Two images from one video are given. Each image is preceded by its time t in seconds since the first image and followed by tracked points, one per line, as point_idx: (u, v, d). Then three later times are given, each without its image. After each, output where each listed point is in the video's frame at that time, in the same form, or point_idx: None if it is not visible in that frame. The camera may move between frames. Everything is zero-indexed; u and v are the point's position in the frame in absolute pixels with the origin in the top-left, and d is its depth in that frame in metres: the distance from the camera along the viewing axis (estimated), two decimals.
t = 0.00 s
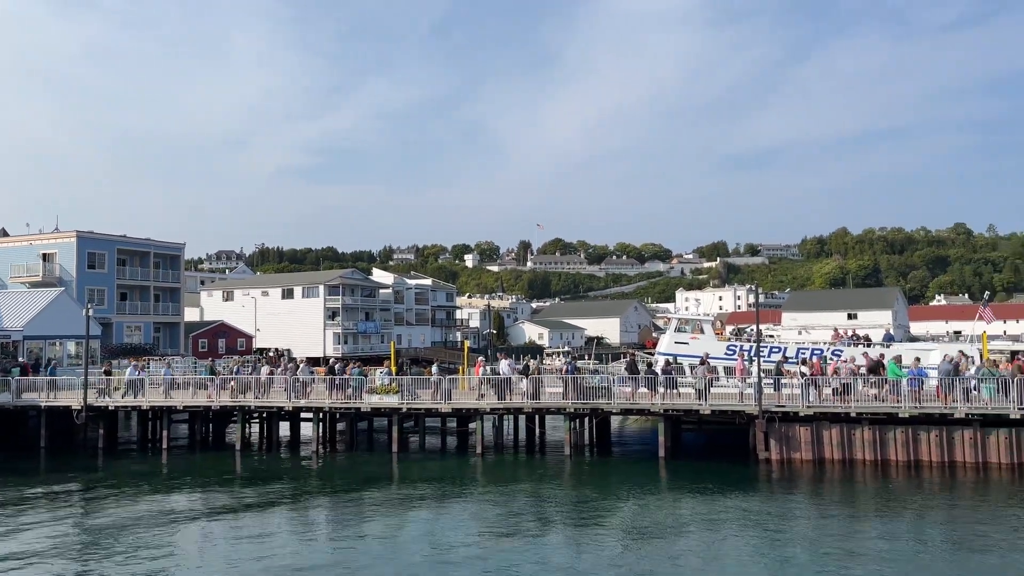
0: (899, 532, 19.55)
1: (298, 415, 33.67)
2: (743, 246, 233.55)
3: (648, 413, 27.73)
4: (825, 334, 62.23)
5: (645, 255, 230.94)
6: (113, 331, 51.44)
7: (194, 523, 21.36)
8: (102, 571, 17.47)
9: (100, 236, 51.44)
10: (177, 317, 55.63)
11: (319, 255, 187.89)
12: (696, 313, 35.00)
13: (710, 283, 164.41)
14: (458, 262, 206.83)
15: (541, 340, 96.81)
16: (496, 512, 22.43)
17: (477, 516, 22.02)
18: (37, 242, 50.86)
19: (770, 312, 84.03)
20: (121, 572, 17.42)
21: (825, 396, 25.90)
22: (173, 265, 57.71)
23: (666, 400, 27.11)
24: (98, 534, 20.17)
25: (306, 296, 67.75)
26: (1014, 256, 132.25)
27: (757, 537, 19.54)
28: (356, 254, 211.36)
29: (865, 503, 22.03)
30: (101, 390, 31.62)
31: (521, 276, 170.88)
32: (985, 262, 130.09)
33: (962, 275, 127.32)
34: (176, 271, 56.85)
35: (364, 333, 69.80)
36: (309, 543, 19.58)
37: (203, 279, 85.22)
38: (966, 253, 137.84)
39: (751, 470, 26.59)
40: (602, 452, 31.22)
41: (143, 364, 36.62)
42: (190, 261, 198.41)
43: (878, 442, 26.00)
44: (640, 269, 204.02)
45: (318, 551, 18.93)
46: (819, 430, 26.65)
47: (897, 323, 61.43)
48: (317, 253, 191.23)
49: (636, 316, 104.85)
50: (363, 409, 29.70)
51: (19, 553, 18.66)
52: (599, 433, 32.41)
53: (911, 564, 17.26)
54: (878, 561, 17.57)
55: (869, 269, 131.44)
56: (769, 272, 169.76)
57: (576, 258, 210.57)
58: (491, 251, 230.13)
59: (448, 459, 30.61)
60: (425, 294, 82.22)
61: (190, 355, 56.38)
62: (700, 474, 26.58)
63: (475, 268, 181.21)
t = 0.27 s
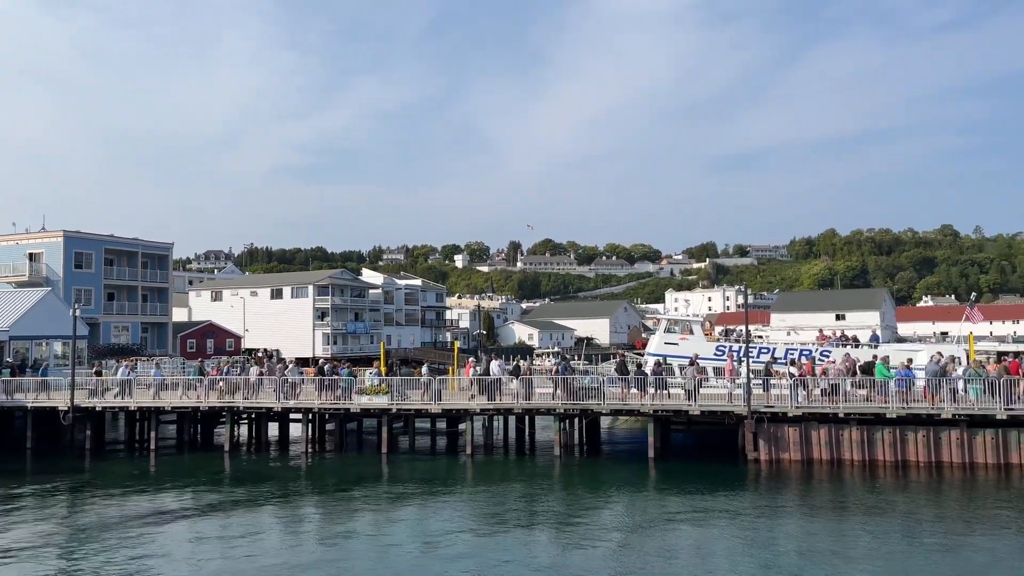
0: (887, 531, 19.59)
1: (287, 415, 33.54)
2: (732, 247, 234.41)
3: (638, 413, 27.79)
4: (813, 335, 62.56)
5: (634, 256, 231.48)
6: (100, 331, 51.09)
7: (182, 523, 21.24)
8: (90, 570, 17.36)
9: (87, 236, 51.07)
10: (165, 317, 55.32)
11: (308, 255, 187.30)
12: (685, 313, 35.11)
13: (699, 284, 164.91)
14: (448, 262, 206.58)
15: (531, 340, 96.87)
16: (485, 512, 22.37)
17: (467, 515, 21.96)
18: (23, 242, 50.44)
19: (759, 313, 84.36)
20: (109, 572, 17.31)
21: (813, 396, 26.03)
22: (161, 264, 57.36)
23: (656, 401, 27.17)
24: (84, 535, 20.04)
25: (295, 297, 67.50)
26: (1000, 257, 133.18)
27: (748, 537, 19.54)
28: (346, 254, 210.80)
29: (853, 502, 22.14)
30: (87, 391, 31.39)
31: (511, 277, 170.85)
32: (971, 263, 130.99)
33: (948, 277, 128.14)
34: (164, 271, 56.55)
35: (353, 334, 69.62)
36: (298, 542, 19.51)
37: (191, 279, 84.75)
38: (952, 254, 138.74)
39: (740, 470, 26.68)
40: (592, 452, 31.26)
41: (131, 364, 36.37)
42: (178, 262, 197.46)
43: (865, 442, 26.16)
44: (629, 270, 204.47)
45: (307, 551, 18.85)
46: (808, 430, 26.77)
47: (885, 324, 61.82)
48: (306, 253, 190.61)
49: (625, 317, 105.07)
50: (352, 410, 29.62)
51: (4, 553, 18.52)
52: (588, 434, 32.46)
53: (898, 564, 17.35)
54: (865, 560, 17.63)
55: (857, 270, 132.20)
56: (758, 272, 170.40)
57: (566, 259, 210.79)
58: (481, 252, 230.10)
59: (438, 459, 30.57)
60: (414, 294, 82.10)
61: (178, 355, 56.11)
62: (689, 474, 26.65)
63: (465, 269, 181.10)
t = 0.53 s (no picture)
0: (872, 530, 19.73)
1: (272, 416, 33.36)
2: (717, 248, 235.54)
3: (624, 414, 27.84)
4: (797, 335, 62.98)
5: (620, 257, 232.08)
6: (82, 331, 50.61)
7: (167, 522, 21.05)
8: (73, 570, 17.17)
9: (70, 235, 50.58)
10: (148, 317, 54.88)
11: (293, 255, 186.52)
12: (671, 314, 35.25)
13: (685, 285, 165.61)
14: (434, 262, 206.33)
15: (517, 340, 96.90)
16: (472, 512, 22.32)
17: (454, 514, 21.90)
18: (5, 241, 49.88)
19: (744, 313, 84.83)
20: (92, 571, 17.13)
21: (798, 397, 26.18)
22: (145, 264, 56.90)
23: (642, 401, 27.24)
24: (67, 534, 19.81)
25: (280, 297, 67.18)
26: (981, 259, 134.49)
27: (734, 536, 19.61)
28: (332, 254, 210.04)
29: (838, 502, 22.26)
30: (70, 391, 31.07)
31: (497, 277, 170.83)
32: (953, 264, 132.34)
33: (931, 279, 129.26)
34: (148, 271, 56.11)
35: (339, 334, 69.36)
36: (284, 541, 19.37)
37: (176, 279, 84.13)
38: (935, 256, 139.96)
39: (725, 470, 26.80)
40: (578, 453, 31.31)
41: (114, 365, 36.05)
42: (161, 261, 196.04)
43: (849, 443, 26.34)
44: (615, 271, 205.01)
45: (294, 550, 18.73)
46: (793, 431, 26.91)
47: (868, 326, 62.31)
48: (291, 253, 189.71)
49: (611, 317, 105.33)
50: (338, 410, 29.50)
51: None
52: (575, 434, 32.50)
53: (881, 563, 17.45)
54: (849, 560, 17.71)
55: (841, 271, 133.19)
56: (743, 274, 171.36)
57: (552, 259, 211.01)
58: (468, 252, 229.95)
59: (424, 460, 30.50)
60: (400, 294, 81.91)
61: (162, 356, 55.71)
62: (675, 475, 26.72)
63: (451, 269, 180.84)
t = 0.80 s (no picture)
0: (857, 530, 19.85)
1: (259, 416, 33.19)
2: (704, 249, 236.45)
3: (611, 414, 27.88)
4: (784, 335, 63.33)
5: (608, 258, 232.57)
6: (66, 331, 50.18)
7: (151, 526, 20.90)
8: None
9: (53, 234, 50.14)
10: (133, 317, 54.50)
11: (280, 255, 185.67)
12: (659, 314, 35.34)
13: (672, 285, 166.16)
14: (422, 262, 206.07)
15: (505, 341, 96.91)
16: (459, 513, 22.28)
17: (441, 516, 21.85)
18: None
19: (731, 314, 85.16)
20: None
21: (784, 397, 26.31)
22: (130, 264, 56.49)
23: (629, 401, 27.29)
24: (50, 539, 19.64)
25: (267, 297, 66.86)
26: (965, 260, 135.68)
27: (721, 537, 19.68)
28: (319, 254, 209.31)
29: (823, 501, 22.39)
30: (54, 391, 30.81)
31: (485, 277, 170.77)
32: (937, 265, 133.53)
33: (915, 280, 130.23)
34: (133, 270, 55.71)
35: (326, 334, 69.11)
36: (270, 545, 19.26)
37: (161, 278, 83.58)
38: (920, 257, 141.07)
39: (712, 470, 26.88)
40: (566, 452, 31.34)
41: (99, 365, 35.76)
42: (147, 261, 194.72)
43: (835, 442, 26.48)
44: (603, 271, 205.43)
45: (280, 554, 18.62)
46: (779, 431, 27.00)
47: (853, 326, 62.71)
48: (278, 253, 188.91)
49: (599, 318, 105.52)
50: (325, 411, 29.39)
51: None
52: (562, 434, 32.51)
53: (867, 563, 17.54)
54: (835, 560, 17.79)
55: (827, 272, 134.00)
56: (730, 274, 172.14)
57: (539, 260, 211.16)
58: (456, 252, 229.77)
59: (411, 460, 30.43)
60: (388, 294, 81.72)
61: (148, 355, 55.34)
62: (662, 475, 26.78)
63: (439, 269, 180.64)
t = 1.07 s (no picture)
0: (845, 529, 19.95)
1: (247, 416, 33.01)
2: (693, 249, 237.17)
3: (601, 413, 27.90)
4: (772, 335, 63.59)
5: (597, 258, 232.92)
6: (52, 331, 49.77)
7: (138, 526, 20.76)
8: None
9: (39, 233, 49.73)
10: (120, 316, 54.13)
11: (268, 254, 184.83)
12: (648, 314, 35.42)
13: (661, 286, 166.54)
14: (412, 262, 205.71)
15: (495, 340, 96.88)
16: (449, 513, 22.23)
17: (431, 516, 21.81)
18: None
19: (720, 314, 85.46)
20: None
21: (773, 397, 26.41)
22: (117, 263, 56.10)
23: (618, 401, 27.32)
24: (36, 540, 19.47)
25: (255, 296, 66.56)
26: (952, 260, 136.62)
27: (710, 536, 19.72)
28: (307, 253, 208.47)
29: (811, 501, 22.48)
30: (39, 391, 30.55)
31: (474, 277, 170.60)
32: (924, 266, 134.52)
33: (902, 281, 131.03)
34: (120, 270, 55.32)
35: (315, 334, 68.85)
36: (259, 545, 19.16)
37: (148, 278, 83.05)
38: (906, 258, 141.92)
39: (701, 470, 26.94)
40: (555, 452, 31.34)
41: (85, 365, 35.48)
42: (134, 260, 193.52)
43: (823, 442, 26.58)
44: (592, 271, 205.70)
45: (268, 554, 18.52)
46: (767, 430, 27.09)
47: (841, 326, 63.04)
48: (266, 252, 188.09)
49: (588, 317, 105.65)
50: (314, 411, 29.28)
51: None
52: (552, 434, 32.52)
53: (855, 562, 17.60)
54: (824, 559, 17.83)
55: (814, 272, 134.66)
56: (719, 274, 172.72)
57: (529, 260, 211.17)
58: (445, 252, 229.52)
59: (400, 460, 30.34)
60: (377, 294, 81.52)
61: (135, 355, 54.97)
62: (651, 474, 26.81)
63: (429, 269, 180.35)
